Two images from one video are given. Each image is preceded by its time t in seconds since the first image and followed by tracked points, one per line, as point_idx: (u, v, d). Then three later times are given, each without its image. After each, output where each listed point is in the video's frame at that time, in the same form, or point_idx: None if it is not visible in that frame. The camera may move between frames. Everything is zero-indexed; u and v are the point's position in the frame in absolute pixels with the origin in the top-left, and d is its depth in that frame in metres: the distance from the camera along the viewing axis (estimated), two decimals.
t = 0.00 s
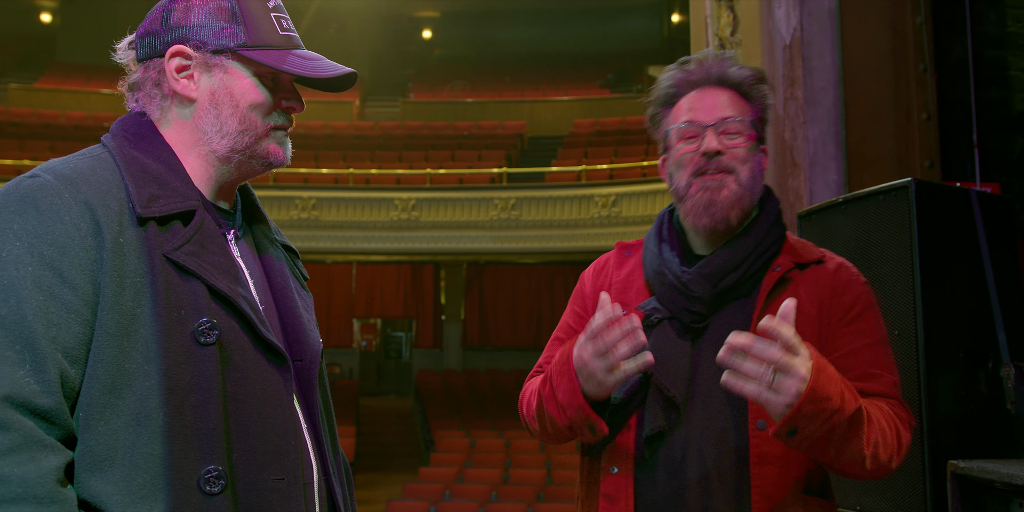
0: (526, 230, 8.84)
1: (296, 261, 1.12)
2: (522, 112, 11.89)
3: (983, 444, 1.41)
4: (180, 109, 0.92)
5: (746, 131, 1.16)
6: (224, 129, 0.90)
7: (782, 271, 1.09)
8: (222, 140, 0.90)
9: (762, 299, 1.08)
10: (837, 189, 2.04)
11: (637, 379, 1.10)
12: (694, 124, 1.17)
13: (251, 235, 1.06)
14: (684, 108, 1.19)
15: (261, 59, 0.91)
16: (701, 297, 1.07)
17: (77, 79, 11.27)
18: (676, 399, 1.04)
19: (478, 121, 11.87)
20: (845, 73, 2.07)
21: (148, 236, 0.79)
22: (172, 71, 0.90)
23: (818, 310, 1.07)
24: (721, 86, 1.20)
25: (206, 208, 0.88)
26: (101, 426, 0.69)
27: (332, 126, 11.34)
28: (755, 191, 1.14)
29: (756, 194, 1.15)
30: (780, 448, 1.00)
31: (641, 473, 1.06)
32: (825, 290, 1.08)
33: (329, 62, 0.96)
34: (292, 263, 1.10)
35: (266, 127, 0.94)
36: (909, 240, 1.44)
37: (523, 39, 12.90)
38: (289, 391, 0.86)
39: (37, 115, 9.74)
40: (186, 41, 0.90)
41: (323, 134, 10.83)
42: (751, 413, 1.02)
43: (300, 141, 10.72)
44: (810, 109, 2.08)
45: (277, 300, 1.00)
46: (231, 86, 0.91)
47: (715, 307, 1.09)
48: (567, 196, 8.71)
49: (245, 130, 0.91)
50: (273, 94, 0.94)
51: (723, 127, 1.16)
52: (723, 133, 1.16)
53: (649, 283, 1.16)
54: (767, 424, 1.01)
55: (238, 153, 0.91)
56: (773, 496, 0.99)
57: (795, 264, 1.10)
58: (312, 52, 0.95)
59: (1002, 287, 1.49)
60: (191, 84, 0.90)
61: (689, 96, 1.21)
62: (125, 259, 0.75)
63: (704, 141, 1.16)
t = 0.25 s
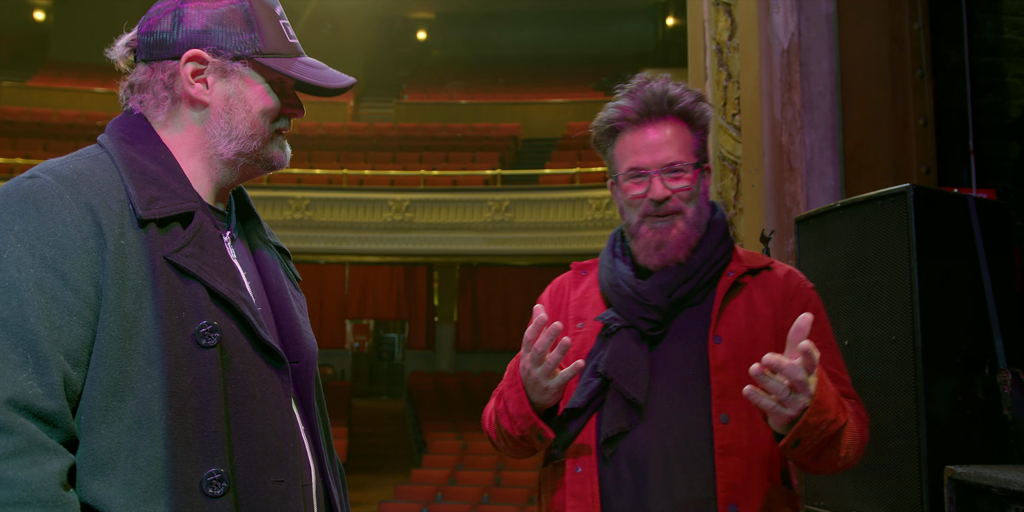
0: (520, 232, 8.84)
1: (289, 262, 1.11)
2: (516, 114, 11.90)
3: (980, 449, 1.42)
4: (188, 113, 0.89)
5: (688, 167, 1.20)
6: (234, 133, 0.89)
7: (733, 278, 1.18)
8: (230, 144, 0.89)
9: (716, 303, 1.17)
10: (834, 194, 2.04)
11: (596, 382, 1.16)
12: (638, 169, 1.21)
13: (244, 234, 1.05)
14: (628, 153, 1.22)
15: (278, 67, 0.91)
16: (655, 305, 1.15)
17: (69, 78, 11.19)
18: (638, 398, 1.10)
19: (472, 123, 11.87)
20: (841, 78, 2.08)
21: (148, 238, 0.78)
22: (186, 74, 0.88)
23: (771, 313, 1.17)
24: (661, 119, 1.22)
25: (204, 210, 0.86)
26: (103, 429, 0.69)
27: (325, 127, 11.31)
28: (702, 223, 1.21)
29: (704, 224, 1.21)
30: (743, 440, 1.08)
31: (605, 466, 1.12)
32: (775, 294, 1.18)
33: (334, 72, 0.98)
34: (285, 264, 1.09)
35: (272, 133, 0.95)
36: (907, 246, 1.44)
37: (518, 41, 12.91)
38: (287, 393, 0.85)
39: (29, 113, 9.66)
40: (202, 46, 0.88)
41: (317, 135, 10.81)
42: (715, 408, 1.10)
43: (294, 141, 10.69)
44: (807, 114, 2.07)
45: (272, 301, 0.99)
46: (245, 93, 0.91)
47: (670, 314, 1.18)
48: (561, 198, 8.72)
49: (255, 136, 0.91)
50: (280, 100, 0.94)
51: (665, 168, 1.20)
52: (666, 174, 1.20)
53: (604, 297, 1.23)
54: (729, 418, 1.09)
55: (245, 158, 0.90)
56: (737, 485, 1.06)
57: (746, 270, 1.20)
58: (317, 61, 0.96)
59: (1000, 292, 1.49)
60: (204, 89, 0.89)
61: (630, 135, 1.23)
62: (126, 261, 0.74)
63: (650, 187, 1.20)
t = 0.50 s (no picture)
0: (516, 231, 8.84)
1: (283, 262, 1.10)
2: (512, 114, 11.89)
3: (979, 449, 1.42)
4: (189, 108, 0.88)
5: (640, 173, 1.22)
6: (233, 130, 0.88)
7: (697, 280, 1.22)
8: (229, 142, 0.88)
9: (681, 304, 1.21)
10: (832, 194, 2.04)
11: (569, 386, 1.17)
12: (591, 177, 1.23)
13: (238, 232, 1.05)
14: (583, 161, 1.25)
15: (280, 68, 0.91)
16: (622, 308, 1.18)
17: (63, 75, 11.12)
18: (611, 401, 1.13)
19: (468, 122, 11.85)
20: (840, 79, 2.07)
21: (146, 236, 0.77)
22: (189, 70, 0.87)
23: (733, 316, 1.21)
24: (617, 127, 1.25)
25: (202, 207, 0.85)
26: (103, 428, 0.68)
27: (321, 125, 11.28)
28: (656, 229, 1.23)
29: (658, 230, 1.24)
30: (709, 439, 1.12)
31: (580, 468, 1.14)
32: (735, 296, 1.23)
33: (334, 74, 0.98)
34: (280, 262, 1.08)
35: (269, 133, 0.94)
36: (907, 245, 1.44)
37: (514, 41, 12.92)
38: (286, 392, 0.84)
39: (23, 110, 9.60)
40: (206, 43, 0.88)
41: (313, 133, 10.76)
42: (682, 410, 1.14)
43: (289, 140, 10.64)
44: (805, 115, 2.07)
45: (268, 300, 0.98)
46: (247, 91, 0.90)
47: (637, 317, 1.21)
48: (557, 197, 8.72)
49: (254, 135, 0.91)
50: (280, 100, 0.94)
51: (617, 177, 1.22)
52: (617, 182, 1.22)
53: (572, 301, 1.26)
54: (695, 419, 1.13)
55: (242, 156, 0.90)
56: (701, 483, 1.10)
57: (708, 272, 1.25)
58: (318, 63, 0.96)
59: (999, 293, 1.50)
60: (206, 86, 0.88)
61: (586, 144, 1.26)
62: (125, 259, 0.74)
63: (601, 194, 1.22)
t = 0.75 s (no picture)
0: (512, 230, 8.84)
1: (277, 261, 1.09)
2: (509, 112, 11.89)
3: (979, 449, 1.42)
4: (194, 105, 0.87)
5: (577, 170, 1.32)
6: (238, 128, 0.88)
7: (668, 282, 1.26)
8: (233, 140, 0.88)
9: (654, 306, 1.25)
10: (832, 194, 2.05)
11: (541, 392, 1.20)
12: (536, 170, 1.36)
13: (234, 229, 1.04)
14: (535, 154, 1.37)
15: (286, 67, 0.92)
16: (589, 309, 1.23)
17: (60, 72, 11.09)
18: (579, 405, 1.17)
19: (465, 120, 11.84)
20: (840, 79, 2.08)
21: (149, 233, 0.76)
22: (196, 68, 0.87)
23: (707, 318, 1.24)
24: (565, 125, 1.35)
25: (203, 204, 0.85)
26: (107, 426, 0.68)
27: (317, 123, 11.25)
28: (598, 228, 1.29)
29: (601, 229, 1.30)
30: (682, 443, 1.15)
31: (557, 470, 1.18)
32: (709, 297, 1.26)
33: (335, 74, 0.99)
34: (275, 261, 1.08)
35: (272, 131, 0.95)
36: (908, 244, 1.45)
37: (512, 39, 12.90)
38: (285, 390, 0.84)
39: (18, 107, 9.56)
40: (214, 41, 0.87)
41: (310, 131, 10.75)
42: (656, 413, 1.17)
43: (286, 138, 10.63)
44: (805, 114, 2.08)
45: (265, 296, 0.97)
46: (253, 90, 0.90)
47: (606, 319, 1.24)
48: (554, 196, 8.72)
49: (258, 133, 0.91)
50: (283, 99, 0.95)
51: (554, 171, 1.33)
52: (554, 177, 1.33)
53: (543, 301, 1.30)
54: (669, 422, 1.16)
55: (245, 154, 0.89)
56: (675, 485, 1.14)
57: (680, 272, 1.28)
58: (322, 63, 0.97)
59: (1000, 293, 1.50)
60: (213, 84, 0.87)
61: (541, 138, 1.39)
62: (129, 256, 0.73)
63: (543, 185, 1.34)
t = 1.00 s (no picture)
0: (509, 230, 8.84)
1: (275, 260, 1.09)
2: (506, 112, 11.89)
3: (977, 452, 1.43)
4: (201, 102, 0.87)
5: (577, 156, 1.34)
6: (241, 129, 0.88)
7: (652, 282, 1.26)
8: (235, 140, 0.88)
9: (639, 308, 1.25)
10: (830, 196, 2.06)
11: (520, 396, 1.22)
12: (537, 156, 1.38)
13: (231, 229, 1.04)
14: (536, 140, 1.39)
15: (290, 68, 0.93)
16: (573, 312, 1.22)
17: (56, 68, 11.07)
18: (553, 410, 1.18)
19: (462, 120, 11.84)
20: (840, 80, 2.08)
21: (153, 232, 0.76)
22: (204, 67, 0.86)
23: (693, 321, 1.25)
24: (570, 116, 1.38)
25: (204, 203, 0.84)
26: (111, 425, 0.67)
27: (314, 121, 11.24)
28: (594, 217, 1.30)
29: (596, 218, 1.31)
30: (667, 447, 1.16)
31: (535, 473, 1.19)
32: (696, 299, 1.27)
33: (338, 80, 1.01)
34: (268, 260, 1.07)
35: (273, 133, 0.95)
36: (907, 246, 1.45)
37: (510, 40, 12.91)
38: (283, 390, 0.84)
39: (15, 104, 9.54)
40: (224, 40, 0.87)
41: (307, 130, 10.74)
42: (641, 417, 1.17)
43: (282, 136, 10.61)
44: (804, 116, 2.08)
45: (260, 295, 0.97)
46: (258, 91, 0.91)
47: (591, 319, 1.25)
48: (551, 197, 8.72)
49: (260, 134, 0.91)
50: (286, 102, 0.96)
51: (554, 156, 1.35)
52: (554, 161, 1.35)
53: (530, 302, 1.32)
54: (654, 426, 1.16)
55: (247, 155, 0.89)
56: (658, 491, 1.13)
57: (665, 272, 1.29)
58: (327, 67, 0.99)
59: (999, 296, 1.50)
60: (220, 82, 0.87)
61: (543, 127, 1.41)
62: (134, 254, 0.73)
63: (541, 169, 1.36)
